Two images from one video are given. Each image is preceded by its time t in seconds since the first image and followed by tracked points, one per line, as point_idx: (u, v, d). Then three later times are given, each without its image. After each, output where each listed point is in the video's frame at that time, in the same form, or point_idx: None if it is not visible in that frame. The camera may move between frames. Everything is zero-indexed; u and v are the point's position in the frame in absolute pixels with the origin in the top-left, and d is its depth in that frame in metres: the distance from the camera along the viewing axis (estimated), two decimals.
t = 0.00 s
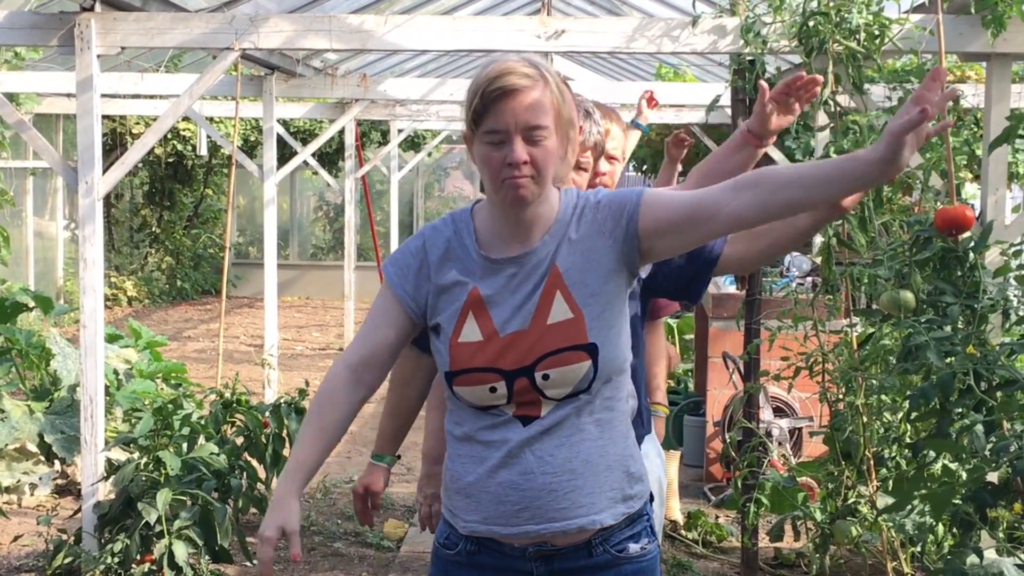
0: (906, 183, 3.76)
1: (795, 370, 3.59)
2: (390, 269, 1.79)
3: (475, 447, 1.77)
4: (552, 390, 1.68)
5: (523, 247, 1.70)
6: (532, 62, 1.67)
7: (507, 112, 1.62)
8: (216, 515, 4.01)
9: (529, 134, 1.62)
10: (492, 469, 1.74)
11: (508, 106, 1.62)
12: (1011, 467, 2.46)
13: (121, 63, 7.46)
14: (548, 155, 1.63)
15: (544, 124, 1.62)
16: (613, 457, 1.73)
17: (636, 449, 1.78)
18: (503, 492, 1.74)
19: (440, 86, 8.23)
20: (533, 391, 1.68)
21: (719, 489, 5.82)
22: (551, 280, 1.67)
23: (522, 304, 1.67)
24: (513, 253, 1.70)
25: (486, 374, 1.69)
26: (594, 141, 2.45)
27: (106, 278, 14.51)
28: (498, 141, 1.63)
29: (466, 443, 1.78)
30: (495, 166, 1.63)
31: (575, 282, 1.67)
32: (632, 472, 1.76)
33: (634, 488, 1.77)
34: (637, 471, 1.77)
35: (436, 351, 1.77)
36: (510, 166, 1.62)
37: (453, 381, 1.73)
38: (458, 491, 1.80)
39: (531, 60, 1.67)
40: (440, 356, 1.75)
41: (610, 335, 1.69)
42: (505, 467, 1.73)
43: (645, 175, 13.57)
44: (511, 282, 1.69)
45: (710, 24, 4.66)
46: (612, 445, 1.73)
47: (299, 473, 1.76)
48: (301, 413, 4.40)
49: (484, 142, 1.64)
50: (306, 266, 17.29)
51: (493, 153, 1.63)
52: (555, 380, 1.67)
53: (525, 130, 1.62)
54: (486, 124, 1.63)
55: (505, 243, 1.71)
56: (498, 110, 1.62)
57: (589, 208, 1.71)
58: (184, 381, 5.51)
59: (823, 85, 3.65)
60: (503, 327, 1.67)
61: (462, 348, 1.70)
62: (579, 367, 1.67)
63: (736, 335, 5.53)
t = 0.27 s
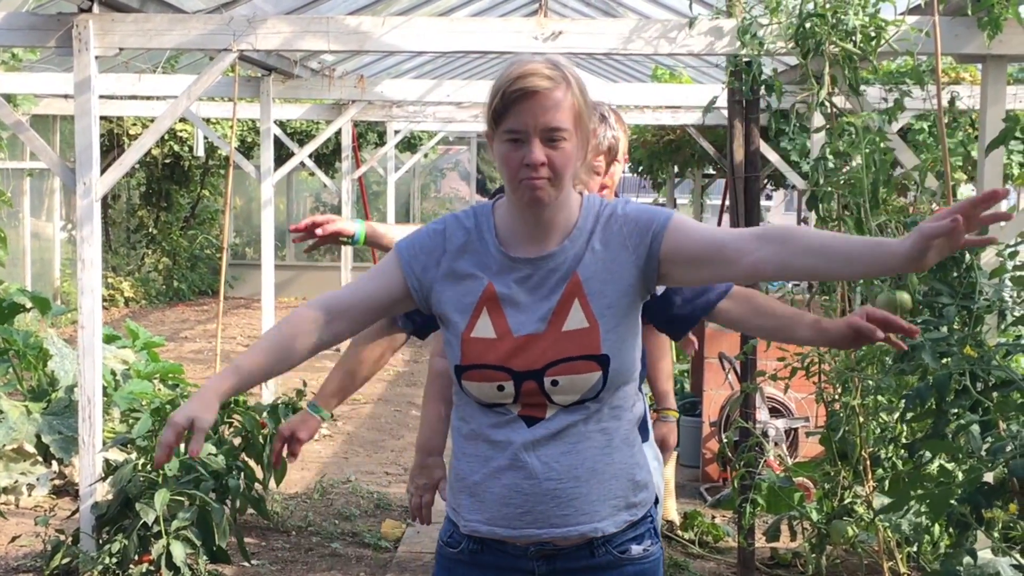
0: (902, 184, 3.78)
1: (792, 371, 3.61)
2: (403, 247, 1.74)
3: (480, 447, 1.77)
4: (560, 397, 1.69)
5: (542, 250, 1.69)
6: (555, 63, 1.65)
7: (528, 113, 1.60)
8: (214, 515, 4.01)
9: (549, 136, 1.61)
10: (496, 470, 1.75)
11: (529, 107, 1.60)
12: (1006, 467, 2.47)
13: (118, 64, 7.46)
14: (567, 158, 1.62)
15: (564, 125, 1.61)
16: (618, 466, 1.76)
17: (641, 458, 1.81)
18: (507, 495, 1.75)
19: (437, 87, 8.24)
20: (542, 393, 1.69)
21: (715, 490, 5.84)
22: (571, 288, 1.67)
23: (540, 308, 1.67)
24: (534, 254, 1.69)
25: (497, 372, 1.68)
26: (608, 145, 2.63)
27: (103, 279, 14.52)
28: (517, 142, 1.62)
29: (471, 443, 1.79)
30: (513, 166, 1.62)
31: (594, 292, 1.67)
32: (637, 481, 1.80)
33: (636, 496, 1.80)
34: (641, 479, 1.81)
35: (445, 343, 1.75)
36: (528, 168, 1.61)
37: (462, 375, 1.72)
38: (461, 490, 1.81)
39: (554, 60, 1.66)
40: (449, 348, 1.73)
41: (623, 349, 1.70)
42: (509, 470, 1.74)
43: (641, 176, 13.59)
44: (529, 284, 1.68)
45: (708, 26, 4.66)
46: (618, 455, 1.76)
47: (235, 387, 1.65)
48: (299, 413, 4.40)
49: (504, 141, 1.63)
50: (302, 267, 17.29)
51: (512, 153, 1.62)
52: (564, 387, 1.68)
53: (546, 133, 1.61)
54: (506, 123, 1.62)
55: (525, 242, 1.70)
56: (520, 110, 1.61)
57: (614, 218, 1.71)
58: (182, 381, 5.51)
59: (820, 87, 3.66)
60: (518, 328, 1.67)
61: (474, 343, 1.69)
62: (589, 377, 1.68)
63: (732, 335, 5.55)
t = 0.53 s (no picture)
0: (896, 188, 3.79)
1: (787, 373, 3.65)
2: (415, 229, 1.75)
3: (479, 449, 1.78)
4: (561, 403, 1.70)
5: (551, 255, 1.69)
6: (569, 67, 1.66)
7: (538, 116, 1.61)
8: (209, 517, 4.01)
9: (559, 140, 1.62)
10: (495, 472, 1.76)
11: (540, 110, 1.61)
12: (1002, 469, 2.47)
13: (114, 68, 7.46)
14: (576, 161, 1.63)
15: (575, 130, 1.62)
16: (616, 473, 1.77)
17: (640, 465, 1.83)
18: (505, 497, 1.75)
19: (433, 90, 8.24)
20: (544, 397, 1.69)
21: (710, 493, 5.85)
22: (581, 297, 1.68)
23: (548, 313, 1.68)
24: (544, 258, 1.69)
25: (500, 371, 1.68)
26: (625, 151, 2.82)
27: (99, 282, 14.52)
28: (527, 144, 1.62)
29: (470, 443, 1.79)
30: (523, 169, 1.63)
31: (601, 303, 1.67)
32: (635, 487, 1.81)
33: (635, 502, 1.82)
34: (639, 486, 1.82)
35: (449, 337, 1.75)
36: (537, 171, 1.61)
37: (464, 371, 1.72)
38: (458, 492, 1.81)
39: (568, 65, 1.66)
40: (453, 341, 1.73)
41: (627, 362, 1.71)
42: (508, 472, 1.75)
43: (636, 180, 13.62)
44: (537, 287, 1.69)
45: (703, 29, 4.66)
46: (616, 462, 1.77)
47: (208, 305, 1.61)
48: (295, 416, 4.39)
49: (513, 144, 1.64)
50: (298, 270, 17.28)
51: (521, 156, 1.63)
52: (565, 394, 1.69)
53: (556, 137, 1.62)
54: (517, 126, 1.63)
55: (533, 244, 1.70)
56: (531, 113, 1.61)
57: (628, 233, 1.71)
58: (178, 384, 5.51)
59: (815, 91, 3.67)
60: (525, 329, 1.67)
61: (479, 339, 1.69)
62: (591, 387, 1.69)
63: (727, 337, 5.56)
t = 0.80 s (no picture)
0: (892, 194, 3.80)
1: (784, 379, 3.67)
2: (431, 217, 1.75)
3: (478, 453, 1.77)
4: (560, 411, 1.70)
5: (557, 262, 1.69)
6: (577, 73, 1.64)
7: (544, 122, 1.59)
8: (206, 523, 4.02)
9: (566, 147, 1.60)
10: (495, 475, 1.75)
11: (547, 116, 1.59)
12: (998, 476, 2.47)
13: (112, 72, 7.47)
14: (582, 170, 1.61)
15: (582, 138, 1.60)
16: (614, 482, 1.77)
17: (638, 474, 1.84)
18: (503, 503, 1.74)
19: (430, 95, 8.25)
20: (544, 404, 1.70)
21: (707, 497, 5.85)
22: (589, 308, 1.67)
23: (553, 321, 1.68)
24: (552, 264, 1.69)
25: (503, 373, 1.69)
26: (645, 160, 2.77)
27: (97, 286, 14.54)
28: (533, 151, 1.61)
29: (470, 446, 1.78)
30: (528, 175, 1.61)
31: (607, 316, 1.67)
32: (634, 496, 1.82)
33: (633, 510, 1.83)
34: (637, 494, 1.83)
35: (453, 335, 1.75)
36: (543, 178, 1.60)
37: (466, 369, 1.72)
38: (456, 494, 1.80)
39: (577, 72, 1.65)
40: (457, 339, 1.74)
41: (630, 377, 1.71)
42: (508, 476, 1.74)
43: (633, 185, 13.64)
44: (545, 294, 1.69)
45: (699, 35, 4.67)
46: (615, 471, 1.77)
47: (205, 228, 1.56)
48: (291, 420, 4.36)
49: (521, 149, 1.62)
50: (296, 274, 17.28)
51: (527, 161, 1.61)
52: (566, 403, 1.69)
53: (563, 144, 1.60)
54: (524, 131, 1.61)
55: (540, 249, 1.70)
56: (538, 120, 1.59)
57: (637, 251, 1.71)
58: (174, 389, 5.51)
59: (810, 97, 3.68)
60: (531, 333, 1.68)
61: (484, 338, 1.69)
62: (592, 399, 1.69)
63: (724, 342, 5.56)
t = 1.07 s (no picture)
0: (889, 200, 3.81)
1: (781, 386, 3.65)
2: (450, 208, 1.77)
3: (480, 454, 1.77)
4: (561, 418, 1.71)
5: (563, 269, 1.70)
6: (585, 82, 1.65)
7: (550, 130, 1.60)
8: (204, 528, 3.99)
9: (571, 156, 1.60)
10: (496, 478, 1.75)
11: (553, 124, 1.60)
12: (995, 482, 2.47)
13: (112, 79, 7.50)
14: (587, 179, 1.62)
15: (587, 147, 1.60)
16: (615, 491, 1.78)
17: (639, 482, 1.84)
18: (503, 507, 1.75)
19: (430, 101, 8.27)
20: (546, 409, 1.70)
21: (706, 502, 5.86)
22: (594, 318, 1.68)
23: (559, 327, 1.69)
24: (560, 271, 1.70)
25: (508, 374, 1.69)
26: (660, 169, 2.74)
27: (97, 291, 14.57)
28: (538, 159, 1.62)
29: (472, 448, 1.78)
30: (533, 182, 1.62)
31: (612, 328, 1.68)
32: (634, 504, 1.83)
33: (633, 518, 1.83)
34: (638, 503, 1.84)
35: (459, 334, 1.76)
36: (548, 186, 1.61)
37: (471, 368, 1.73)
38: (457, 496, 1.80)
39: (585, 80, 1.65)
40: (463, 338, 1.74)
41: (633, 390, 1.72)
42: (509, 480, 1.74)
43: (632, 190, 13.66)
44: (553, 300, 1.70)
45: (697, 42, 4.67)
46: (616, 479, 1.78)
47: (222, 153, 1.61)
48: (289, 426, 4.33)
49: (525, 156, 1.63)
50: (296, 280, 17.30)
51: (533, 169, 1.62)
52: (567, 411, 1.70)
53: (568, 152, 1.60)
54: (530, 139, 1.62)
55: (547, 255, 1.71)
56: (544, 128, 1.60)
57: (642, 268, 1.72)
58: (173, 394, 5.53)
59: (807, 103, 3.69)
60: (538, 337, 1.68)
61: (492, 338, 1.70)
62: (594, 409, 1.70)
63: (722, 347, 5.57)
